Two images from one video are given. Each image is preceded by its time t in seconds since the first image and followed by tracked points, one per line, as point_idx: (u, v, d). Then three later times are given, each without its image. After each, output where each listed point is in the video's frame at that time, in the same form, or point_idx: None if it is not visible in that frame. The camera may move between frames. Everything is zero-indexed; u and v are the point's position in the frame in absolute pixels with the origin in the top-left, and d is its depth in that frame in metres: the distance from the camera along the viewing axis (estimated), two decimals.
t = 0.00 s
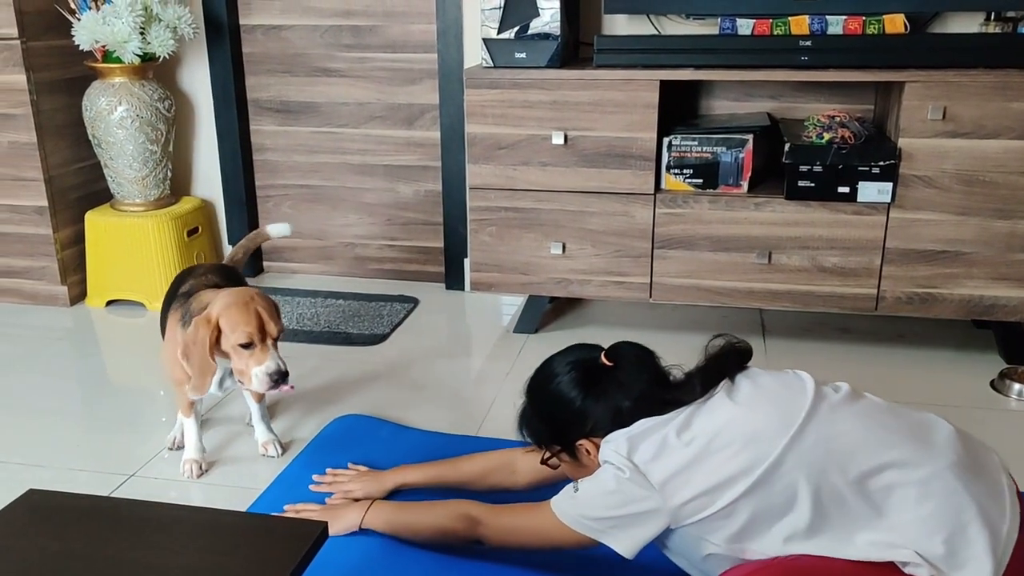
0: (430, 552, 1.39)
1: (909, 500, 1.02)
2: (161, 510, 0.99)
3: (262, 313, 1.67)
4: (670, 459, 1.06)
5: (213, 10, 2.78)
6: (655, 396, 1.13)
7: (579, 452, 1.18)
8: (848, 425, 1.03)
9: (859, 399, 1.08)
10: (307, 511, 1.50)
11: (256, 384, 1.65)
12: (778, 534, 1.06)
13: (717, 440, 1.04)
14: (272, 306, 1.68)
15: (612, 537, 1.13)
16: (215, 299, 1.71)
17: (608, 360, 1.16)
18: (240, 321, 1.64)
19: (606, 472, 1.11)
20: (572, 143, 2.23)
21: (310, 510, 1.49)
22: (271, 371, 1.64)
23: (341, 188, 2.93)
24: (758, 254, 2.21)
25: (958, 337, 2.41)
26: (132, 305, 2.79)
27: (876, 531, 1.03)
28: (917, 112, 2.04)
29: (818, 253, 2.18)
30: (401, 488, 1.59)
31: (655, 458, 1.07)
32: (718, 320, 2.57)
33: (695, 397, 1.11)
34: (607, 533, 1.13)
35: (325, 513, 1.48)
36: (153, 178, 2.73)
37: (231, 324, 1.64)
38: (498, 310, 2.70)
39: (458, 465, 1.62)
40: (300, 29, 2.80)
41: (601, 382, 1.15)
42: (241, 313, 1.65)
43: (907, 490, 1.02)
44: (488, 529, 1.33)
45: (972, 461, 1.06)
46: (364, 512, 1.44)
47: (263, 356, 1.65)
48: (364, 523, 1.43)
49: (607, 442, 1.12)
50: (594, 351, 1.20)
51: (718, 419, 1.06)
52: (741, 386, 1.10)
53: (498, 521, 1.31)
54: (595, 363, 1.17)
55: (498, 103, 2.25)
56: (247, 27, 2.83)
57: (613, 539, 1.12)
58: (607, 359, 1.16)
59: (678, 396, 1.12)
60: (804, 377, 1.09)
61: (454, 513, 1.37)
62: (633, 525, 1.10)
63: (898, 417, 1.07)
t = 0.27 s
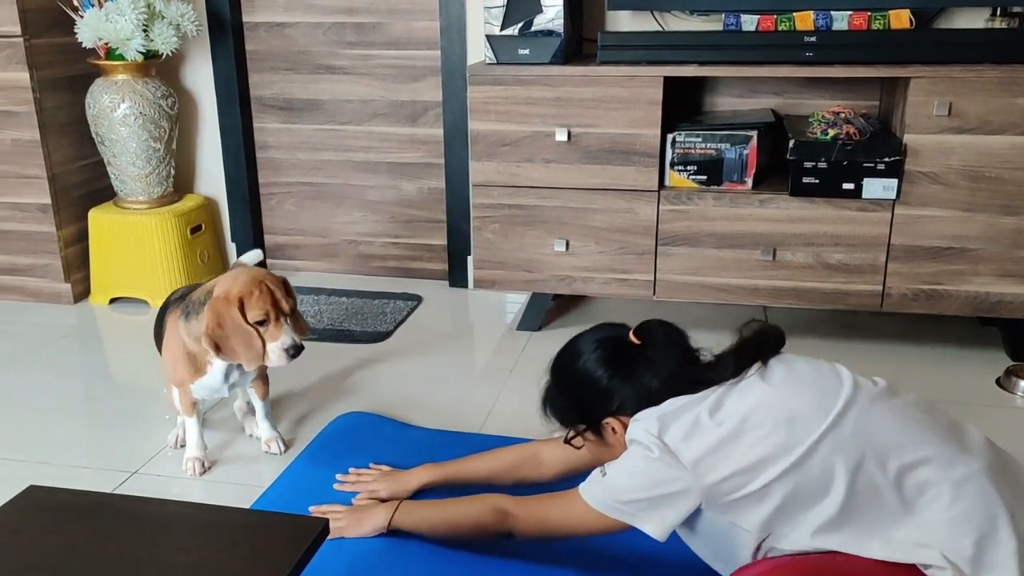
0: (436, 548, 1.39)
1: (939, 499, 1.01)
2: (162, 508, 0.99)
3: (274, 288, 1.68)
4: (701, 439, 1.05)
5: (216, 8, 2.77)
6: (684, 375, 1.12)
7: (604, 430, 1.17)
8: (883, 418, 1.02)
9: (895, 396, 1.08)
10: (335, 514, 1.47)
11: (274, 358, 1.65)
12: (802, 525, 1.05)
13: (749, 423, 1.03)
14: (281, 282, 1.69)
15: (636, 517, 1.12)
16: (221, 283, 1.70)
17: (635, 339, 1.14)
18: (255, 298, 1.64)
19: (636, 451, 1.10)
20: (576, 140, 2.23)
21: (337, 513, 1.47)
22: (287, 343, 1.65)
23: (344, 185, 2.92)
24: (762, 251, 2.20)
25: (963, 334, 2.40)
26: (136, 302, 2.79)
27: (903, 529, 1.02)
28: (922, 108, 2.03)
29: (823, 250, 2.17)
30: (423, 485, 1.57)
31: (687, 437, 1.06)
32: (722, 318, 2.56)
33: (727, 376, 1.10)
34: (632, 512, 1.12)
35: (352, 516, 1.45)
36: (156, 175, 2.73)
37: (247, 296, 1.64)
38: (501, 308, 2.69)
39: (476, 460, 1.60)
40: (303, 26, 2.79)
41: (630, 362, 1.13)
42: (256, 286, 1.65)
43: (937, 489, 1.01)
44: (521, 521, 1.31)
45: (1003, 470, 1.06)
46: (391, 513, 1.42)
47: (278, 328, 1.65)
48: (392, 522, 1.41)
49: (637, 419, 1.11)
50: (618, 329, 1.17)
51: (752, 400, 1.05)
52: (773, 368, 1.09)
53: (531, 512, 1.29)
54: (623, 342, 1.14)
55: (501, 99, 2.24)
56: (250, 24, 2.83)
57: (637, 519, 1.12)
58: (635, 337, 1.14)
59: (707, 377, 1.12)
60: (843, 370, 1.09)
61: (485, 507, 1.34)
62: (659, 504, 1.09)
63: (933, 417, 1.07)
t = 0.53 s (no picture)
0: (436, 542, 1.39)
1: (962, 481, 1.03)
2: (163, 496, 0.99)
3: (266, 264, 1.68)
4: (746, 378, 1.02)
5: None
6: (729, 310, 1.07)
7: (632, 355, 1.11)
8: (927, 391, 1.03)
9: (929, 370, 1.09)
10: (381, 509, 1.43)
11: (267, 334, 1.65)
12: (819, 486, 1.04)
13: (799, 370, 1.01)
14: (272, 258, 1.69)
15: (656, 457, 1.08)
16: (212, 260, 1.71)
17: (683, 265, 1.08)
18: (247, 272, 1.64)
19: (668, 384, 1.06)
20: (577, 130, 2.22)
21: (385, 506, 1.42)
22: (281, 318, 1.65)
23: (344, 176, 2.92)
24: (763, 242, 2.19)
25: (964, 325, 2.39)
26: (137, 293, 2.79)
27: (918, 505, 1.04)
28: (924, 97, 2.02)
29: (824, 240, 2.16)
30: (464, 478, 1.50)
31: (730, 375, 1.03)
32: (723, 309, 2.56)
33: (771, 317, 1.07)
34: (651, 448, 1.08)
35: (399, 509, 1.41)
36: (157, 166, 2.73)
37: (242, 270, 1.64)
38: (502, 299, 2.69)
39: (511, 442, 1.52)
40: (303, 16, 2.79)
41: (678, 286, 1.06)
42: (250, 261, 1.65)
43: (962, 471, 1.03)
44: (563, 487, 1.21)
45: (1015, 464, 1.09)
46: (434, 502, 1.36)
47: (270, 304, 1.66)
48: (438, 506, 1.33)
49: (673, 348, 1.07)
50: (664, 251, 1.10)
51: (803, 345, 1.03)
52: (819, 319, 1.07)
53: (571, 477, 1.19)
54: (672, 265, 1.07)
55: (502, 90, 2.24)
56: (250, 14, 2.82)
57: (655, 456, 1.08)
58: (683, 263, 1.08)
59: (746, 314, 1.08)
60: (884, 333, 1.08)
61: (526, 475, 1.24)
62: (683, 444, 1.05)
63: (961, 401, 1.09)
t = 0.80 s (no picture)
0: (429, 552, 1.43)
1: (1005, 492, 1.02)
2: (161, 493, 0.99)
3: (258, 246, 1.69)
4: (829, 338, 0.99)
5: None
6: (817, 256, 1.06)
7: (703, 280, 1.09)
8: (992, 396, 1.03)
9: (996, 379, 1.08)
10: (472, 518, 1.44)
11: (265, 316, 1.67)
12: (868, 461, 1.04)
13: (883, 341, 1.00)
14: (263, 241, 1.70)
15: (716, 403, 1.03)
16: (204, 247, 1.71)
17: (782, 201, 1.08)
18: (241, 256, 1.65)
19: (745, 327, 1.02)
20: (574, 127, 2.22)
21: (475, 517, 1.44)
22: (276, 298, 1.67)
23: (342, 173, 2.92)
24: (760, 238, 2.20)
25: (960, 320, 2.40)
26: (135, 290, 2.79)
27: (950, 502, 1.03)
28: (920, 94, 2.03)
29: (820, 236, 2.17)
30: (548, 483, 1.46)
31: (814, 332, 1.00)
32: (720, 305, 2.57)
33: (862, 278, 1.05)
34: (712, 390, 1.03)
35: (488, 519, 1.41)
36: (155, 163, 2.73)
37: (234, 252, 1.65)
38: (500, 295, 2.69)
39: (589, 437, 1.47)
40: (301, 14, 2.79)
41: (774, 218, 1.06)
42: (243, 244, 1.67)
43: (1007, 483, 1.03)
44: (643, 460, 1.13)
45: None
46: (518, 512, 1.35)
47: (266, 286, 1.67)
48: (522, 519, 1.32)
49: (757, 294, 1.04)
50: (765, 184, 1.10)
51: (891, 316, 1.00)
52: (908, 295, 1.05)
53: (648, 451, 1.12)
54: (772, 199, 1.07)
55: (499, 87, 2.24)
56: (247, 11, 2.82)
57: (715, 403, 1.03)
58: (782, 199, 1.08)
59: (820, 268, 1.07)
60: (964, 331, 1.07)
61: (607, 461, 1.18)
62: (749, 394, 1.01)
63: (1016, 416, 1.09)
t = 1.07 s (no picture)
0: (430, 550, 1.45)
1: None
2: (162, 491, 1.00)
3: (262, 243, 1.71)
4: (970, 326, 1.01)
5: None
6: (954, 213, 1.16)
7: (833, 221, 1.18)
8: None
9: None
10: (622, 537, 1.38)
11: (268, 311, 1.68)
12: (959, 459, 1.06)
13: (1011, 345, 1.03)
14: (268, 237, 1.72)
15: (853, 372, 1.01)
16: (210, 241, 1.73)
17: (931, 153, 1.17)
18: (246, 251, 1.67)
19: (890, 296, 1.02)
20: (571, 127, 2.23)
21: (626, 536, 1.38)
22: (279, 293, 1.68)
23: (340, 174, 2.93)
24: (757, 237, 2.21)
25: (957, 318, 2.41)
26: (136, 292, 2.80)
27: (1003, 513, 1.06)
28: (916, 93, 2.04)
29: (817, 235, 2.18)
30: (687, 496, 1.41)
31: (958, 317, 1.01)
32: (718, 304, 2.58)
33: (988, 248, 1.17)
34: (840, 350, 1.02)
35: (641, 539, 1.35)
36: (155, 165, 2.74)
37: (240, 246, 1.67)
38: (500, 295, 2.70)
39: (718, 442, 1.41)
40: (299, 15, 2.80)
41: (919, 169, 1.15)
42: (248, 240, 1.68)
43: None
44: (788, 453, 1.09)
45: None
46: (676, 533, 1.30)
47: (270, 281, 1.68)
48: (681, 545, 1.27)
49: (899, 261, 1.05)
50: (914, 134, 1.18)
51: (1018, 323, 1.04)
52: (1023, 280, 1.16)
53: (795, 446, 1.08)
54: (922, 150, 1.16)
55: (497, 87, 2.25)
56: (246, 14, 2.84)
57: (839, 363, 1.02)
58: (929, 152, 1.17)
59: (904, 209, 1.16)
60: None
61: (754, 467, 1.14)
62: (875, 360, 1.01)
63: None
